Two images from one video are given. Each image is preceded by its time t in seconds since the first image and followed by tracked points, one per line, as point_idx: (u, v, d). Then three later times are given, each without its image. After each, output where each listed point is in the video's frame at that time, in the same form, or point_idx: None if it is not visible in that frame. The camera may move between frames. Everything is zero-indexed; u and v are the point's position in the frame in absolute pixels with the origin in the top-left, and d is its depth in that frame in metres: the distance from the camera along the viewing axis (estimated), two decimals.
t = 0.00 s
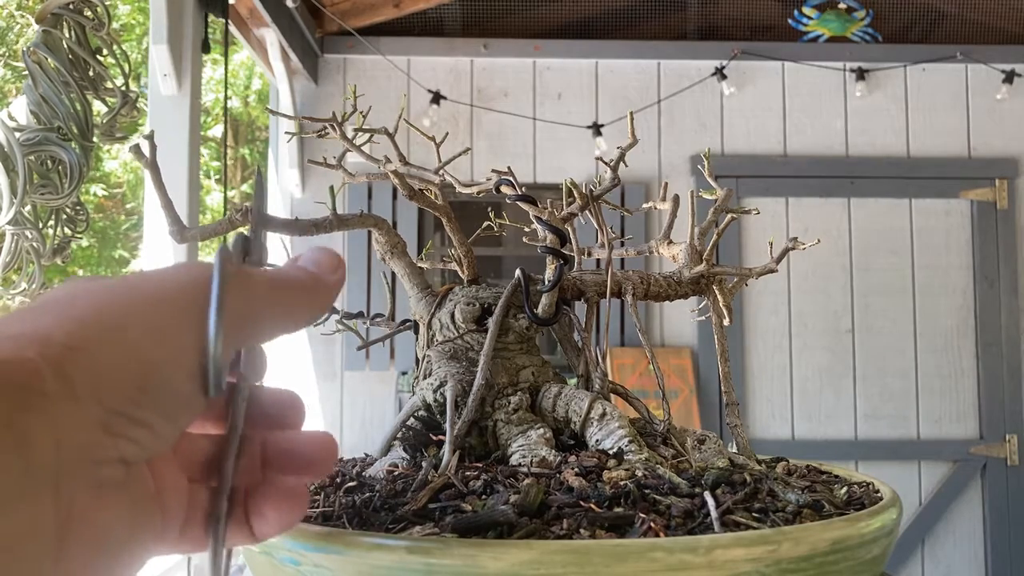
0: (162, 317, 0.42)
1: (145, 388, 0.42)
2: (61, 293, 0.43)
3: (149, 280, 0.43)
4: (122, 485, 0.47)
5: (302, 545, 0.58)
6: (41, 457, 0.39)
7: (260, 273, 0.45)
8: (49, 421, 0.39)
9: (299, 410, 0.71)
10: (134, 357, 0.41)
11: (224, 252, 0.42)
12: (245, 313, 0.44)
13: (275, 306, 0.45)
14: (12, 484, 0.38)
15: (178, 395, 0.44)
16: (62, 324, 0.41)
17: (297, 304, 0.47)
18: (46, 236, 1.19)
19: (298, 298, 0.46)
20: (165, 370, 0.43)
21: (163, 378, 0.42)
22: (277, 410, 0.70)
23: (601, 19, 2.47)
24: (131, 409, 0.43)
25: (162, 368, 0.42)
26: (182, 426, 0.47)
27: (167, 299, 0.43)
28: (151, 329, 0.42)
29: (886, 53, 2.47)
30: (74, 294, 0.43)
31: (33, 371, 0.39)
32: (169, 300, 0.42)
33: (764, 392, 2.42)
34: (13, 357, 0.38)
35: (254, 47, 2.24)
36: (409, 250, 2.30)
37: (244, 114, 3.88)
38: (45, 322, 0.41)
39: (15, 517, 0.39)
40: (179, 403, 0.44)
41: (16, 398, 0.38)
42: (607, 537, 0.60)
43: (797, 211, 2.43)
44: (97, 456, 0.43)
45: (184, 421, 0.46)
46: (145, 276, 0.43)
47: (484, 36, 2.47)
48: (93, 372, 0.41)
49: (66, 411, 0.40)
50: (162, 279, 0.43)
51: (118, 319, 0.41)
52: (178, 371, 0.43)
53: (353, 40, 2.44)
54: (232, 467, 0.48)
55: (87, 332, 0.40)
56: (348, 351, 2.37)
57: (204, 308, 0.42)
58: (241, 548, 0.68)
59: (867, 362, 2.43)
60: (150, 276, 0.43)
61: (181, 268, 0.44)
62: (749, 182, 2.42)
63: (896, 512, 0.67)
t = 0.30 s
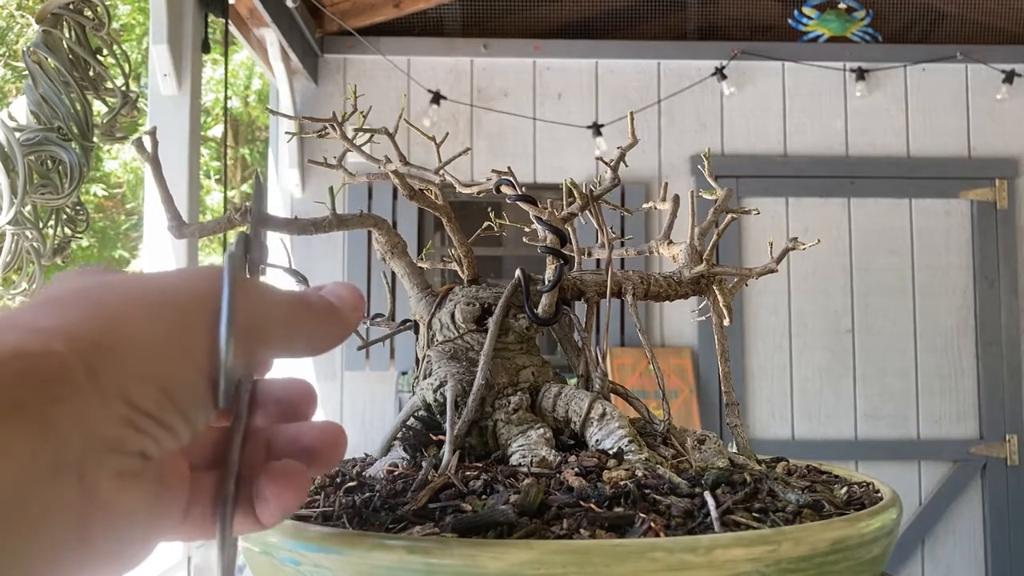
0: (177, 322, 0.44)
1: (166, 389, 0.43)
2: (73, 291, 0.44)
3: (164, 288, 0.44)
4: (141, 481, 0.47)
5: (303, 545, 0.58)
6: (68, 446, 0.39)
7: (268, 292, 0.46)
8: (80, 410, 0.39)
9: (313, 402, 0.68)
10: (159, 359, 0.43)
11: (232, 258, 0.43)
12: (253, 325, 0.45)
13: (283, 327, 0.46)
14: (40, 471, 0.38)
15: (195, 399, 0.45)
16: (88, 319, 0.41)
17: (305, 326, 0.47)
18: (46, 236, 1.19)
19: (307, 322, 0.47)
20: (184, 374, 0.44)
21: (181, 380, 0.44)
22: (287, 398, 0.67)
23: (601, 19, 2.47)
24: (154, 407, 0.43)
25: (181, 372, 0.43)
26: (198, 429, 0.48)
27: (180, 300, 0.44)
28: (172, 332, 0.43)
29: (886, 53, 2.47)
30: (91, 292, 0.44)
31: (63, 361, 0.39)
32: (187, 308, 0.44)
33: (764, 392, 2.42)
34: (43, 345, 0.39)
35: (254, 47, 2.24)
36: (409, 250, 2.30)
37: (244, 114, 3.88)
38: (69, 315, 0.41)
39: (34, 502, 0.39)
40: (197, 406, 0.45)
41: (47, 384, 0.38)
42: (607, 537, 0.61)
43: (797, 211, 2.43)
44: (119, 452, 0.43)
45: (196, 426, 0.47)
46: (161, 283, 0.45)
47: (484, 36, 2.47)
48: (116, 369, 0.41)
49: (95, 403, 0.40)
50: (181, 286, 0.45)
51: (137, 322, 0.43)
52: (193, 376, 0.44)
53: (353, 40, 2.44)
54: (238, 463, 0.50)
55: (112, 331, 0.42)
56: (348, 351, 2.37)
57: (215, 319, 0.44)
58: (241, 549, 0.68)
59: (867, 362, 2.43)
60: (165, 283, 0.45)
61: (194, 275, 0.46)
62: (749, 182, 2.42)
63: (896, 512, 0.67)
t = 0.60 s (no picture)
0: (173, 322, 0.43)
1: (163, 391, 0.43)
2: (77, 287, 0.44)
3: (165, 287, 0.44)
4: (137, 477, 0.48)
5: (303, 545, 0.58)
6: (70, 446, 0.41)
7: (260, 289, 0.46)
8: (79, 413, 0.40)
9: (310, 391, 0.68)
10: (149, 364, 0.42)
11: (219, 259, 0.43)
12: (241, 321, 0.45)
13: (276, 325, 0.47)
14: (41, 470, 0.40)
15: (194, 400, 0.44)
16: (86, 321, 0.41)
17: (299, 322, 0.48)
18: (46, 236, 1.19)
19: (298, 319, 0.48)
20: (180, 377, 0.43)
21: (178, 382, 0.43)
22: (287, 387, 0.67)
23: (601, 19, 2.47)
24: (154, 407, 0.43)
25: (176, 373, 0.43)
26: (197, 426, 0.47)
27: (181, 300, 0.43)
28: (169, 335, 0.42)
29: (885, 53, 2.47)
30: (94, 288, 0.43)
31: (63, 365, 0.40)
32: (181, 309, 0.43)
33: (764, 392, 2.42)
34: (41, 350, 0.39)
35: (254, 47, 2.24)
36: (409, 250, 2.30)
37: (244, 114, 3.87)
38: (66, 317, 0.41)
39: (35, 500, 0.41)
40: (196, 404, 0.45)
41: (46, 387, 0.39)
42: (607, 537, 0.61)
43: (797, 211, 2.43)
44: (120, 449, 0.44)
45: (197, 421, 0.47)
46: (161, 282, 0.44)
47: (484, 36, 2.47)
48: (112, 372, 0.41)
49: (94, 403, 0.41)
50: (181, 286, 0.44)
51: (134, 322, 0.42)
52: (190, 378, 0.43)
53: (354, 40, 2.44)
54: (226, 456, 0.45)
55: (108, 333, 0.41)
56: (348, 351, 2.37)
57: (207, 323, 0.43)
58: (241, 549, 0.68)
59: (867, 362, 2.43)
60: (166, 282, 0.44)
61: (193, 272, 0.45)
62: (749, 182, 2.42)
63: (896, 512, 0.67)
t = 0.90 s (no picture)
0: (178, 330, 0.41)
1: (161, 402, 0.41)
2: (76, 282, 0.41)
3: (168, 289, 0.42)
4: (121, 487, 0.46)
5: (302, 544, 0.58)
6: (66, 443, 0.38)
7: (247, 273, 0.44)
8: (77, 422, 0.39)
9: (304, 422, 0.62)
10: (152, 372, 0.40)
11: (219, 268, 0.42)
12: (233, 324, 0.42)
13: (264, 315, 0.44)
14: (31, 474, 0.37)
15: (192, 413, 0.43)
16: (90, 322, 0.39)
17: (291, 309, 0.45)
18: (46, 236, 1.19)
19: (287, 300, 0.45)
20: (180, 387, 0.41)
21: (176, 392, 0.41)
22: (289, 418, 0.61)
23: (601, 19, 2.46)
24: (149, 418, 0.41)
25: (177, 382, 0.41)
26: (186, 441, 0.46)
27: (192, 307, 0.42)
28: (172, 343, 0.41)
29: (885, 53, 2.47)
30: (93, 287, 0.41)
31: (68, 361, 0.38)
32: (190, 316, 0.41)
33: (764, 392, 2.42)
34: (42, 354, 0.37)
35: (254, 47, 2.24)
36: (409, 250, 2.30)
37: (244, 114, 3.87)
38: (69, 317, 0.39)
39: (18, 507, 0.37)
40: (192, 415, 0.43)
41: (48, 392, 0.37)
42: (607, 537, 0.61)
43: (797, 211, 2.43)
44: (108, 461, 0.42)
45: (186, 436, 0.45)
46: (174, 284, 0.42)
47: (484, 36, 2.47)
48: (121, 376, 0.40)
49: (96, 407, 0.39)
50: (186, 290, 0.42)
51: (138, 325, 0.40)
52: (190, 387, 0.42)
53: (354, 40, 2.44)
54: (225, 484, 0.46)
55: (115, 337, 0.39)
56: (348, 351, 2.37)
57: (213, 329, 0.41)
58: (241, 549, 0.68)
59: (867, 362, 2.43)
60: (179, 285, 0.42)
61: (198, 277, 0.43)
62: (749, 182, 2.42)
63: (896, 512, 0.67)
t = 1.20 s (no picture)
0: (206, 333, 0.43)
1: (188, 404, 0.44)
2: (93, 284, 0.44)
3: (198, 295, 0.44)
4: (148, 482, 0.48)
5: (301, 544, 0.58)
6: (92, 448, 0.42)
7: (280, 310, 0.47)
8: (103, 422, 0.42)
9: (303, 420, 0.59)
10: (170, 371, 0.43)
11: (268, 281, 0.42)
12: (279, 342, 0.47)
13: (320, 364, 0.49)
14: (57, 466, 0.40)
15: (217, 413, 0.45)
16: (109, 322, 0.41)
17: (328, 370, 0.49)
18: (46, 236, 1.19)
19: (330, 362, 0.49)
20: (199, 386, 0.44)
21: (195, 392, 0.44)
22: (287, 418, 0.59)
23: (601, 18, 2.46)
24: (178, 420, 0.44)
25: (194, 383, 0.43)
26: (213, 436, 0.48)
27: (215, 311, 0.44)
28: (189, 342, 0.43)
29: (885, 54, 2.47)
30: (125, 289, 0.44)
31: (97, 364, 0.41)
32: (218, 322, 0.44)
33: (764, 392, 2.42)
34: (72, 354, 0.40)
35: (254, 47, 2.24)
36: (409, 249, 2.30)
37: (244, 114, 3.87)
38: (88, 317, 0.42)
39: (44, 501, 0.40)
40: (219, 418, 0.46)
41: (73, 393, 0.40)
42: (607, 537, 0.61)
43: (797, 210, 2.43)
44: (136, 460, 0.45)
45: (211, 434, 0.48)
46: (195, 291, 0.44)
47: (484, 36, 2.47)
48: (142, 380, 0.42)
49: (120, 412, 0.42)
50: (198, 291, 0.44)
51: (155, 326, 0.42)
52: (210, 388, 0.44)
53: (354, 40, 2.44)
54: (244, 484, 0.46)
55: (134, 337, 0.42)
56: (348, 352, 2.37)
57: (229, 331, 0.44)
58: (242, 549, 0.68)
59: (867, 362, 2.43)
60: (201, 290, 0.44)
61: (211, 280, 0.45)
62: (749, 182, 2.42)
63: (896, 512, 0.67)
